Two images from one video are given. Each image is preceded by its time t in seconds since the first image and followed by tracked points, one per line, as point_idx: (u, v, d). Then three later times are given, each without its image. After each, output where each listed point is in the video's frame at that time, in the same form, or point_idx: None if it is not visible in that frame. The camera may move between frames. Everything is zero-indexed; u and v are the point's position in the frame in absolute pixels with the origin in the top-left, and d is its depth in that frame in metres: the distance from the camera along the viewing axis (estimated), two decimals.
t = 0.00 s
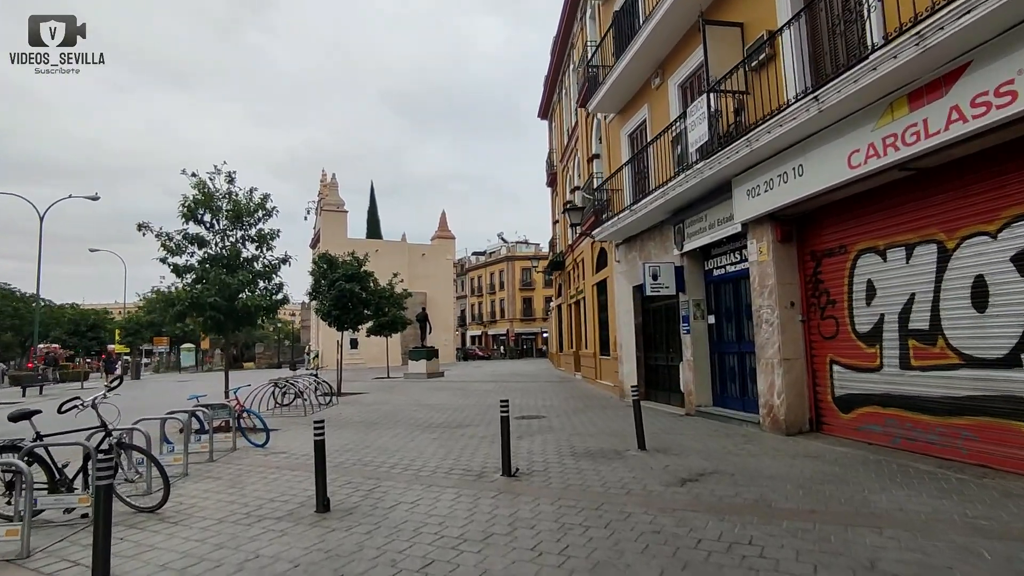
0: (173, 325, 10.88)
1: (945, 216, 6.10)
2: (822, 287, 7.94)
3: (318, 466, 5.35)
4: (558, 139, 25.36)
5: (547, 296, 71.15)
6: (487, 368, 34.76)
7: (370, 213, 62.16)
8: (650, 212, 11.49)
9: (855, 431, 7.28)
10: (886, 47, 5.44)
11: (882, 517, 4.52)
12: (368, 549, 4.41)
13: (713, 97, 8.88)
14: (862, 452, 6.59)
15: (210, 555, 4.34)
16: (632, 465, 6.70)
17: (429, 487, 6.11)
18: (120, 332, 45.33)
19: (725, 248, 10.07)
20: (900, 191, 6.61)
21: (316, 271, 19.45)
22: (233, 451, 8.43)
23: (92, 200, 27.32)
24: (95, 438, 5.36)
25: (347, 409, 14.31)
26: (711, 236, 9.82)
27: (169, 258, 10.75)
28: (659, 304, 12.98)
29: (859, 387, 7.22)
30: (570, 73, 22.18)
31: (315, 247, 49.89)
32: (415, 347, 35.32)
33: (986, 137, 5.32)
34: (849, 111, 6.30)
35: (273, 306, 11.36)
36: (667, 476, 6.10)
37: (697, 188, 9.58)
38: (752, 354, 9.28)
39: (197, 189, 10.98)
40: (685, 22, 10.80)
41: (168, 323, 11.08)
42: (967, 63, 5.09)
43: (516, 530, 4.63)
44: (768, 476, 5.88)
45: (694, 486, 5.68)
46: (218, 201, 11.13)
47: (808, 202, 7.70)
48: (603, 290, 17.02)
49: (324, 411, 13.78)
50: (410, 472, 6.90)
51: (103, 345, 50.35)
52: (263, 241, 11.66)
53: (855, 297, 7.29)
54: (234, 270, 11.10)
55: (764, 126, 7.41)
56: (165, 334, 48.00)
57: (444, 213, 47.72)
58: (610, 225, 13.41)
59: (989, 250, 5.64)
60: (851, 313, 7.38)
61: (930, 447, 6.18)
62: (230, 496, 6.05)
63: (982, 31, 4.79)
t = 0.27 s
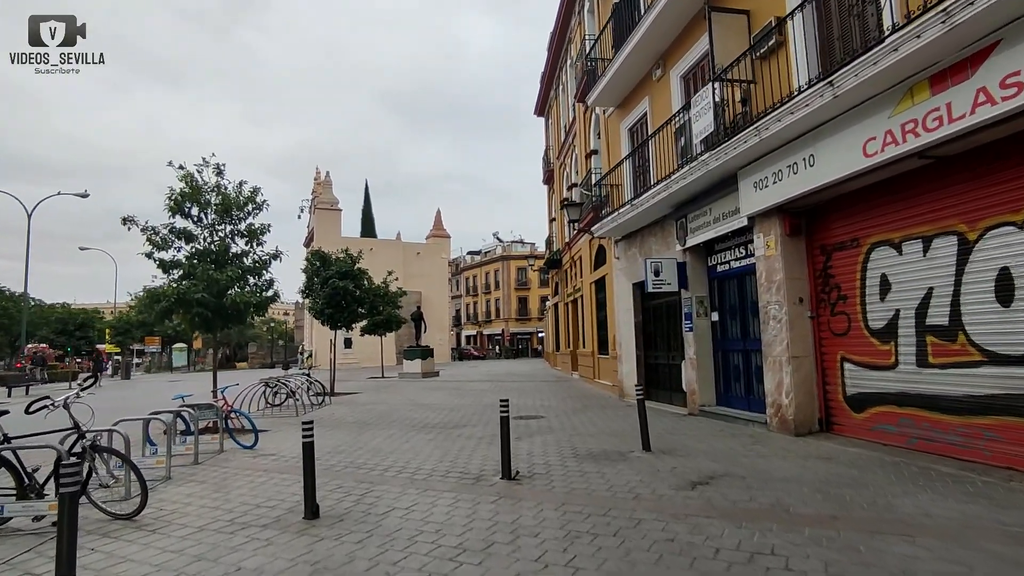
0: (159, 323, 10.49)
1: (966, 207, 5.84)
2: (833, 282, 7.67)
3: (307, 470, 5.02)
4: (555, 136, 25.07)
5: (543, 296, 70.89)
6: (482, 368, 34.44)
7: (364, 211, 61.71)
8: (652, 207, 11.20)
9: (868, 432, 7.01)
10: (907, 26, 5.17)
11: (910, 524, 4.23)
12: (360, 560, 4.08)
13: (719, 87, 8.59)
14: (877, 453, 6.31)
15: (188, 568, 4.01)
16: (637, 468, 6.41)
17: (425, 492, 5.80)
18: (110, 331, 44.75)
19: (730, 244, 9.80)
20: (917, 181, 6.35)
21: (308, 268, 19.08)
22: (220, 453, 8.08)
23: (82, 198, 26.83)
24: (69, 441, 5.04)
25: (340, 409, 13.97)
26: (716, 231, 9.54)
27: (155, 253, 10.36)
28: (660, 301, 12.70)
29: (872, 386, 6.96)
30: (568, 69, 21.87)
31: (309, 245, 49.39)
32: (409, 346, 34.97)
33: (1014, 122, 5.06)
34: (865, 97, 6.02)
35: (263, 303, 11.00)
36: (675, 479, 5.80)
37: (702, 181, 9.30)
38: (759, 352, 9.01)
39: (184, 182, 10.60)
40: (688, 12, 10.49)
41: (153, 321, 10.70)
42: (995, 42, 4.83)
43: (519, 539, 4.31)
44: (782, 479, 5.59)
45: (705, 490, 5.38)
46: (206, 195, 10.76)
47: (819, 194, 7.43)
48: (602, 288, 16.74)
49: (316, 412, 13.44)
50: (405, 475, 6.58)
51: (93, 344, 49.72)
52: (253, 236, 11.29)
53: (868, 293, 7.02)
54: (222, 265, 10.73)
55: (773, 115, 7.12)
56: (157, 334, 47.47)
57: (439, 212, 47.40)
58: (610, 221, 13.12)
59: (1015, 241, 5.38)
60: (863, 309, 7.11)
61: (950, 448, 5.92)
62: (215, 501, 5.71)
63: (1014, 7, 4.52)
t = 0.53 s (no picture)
0: (145, 323, 10.11)
1: (993, 201, 5.56)
2: (846, 281, 7.37)
3: (295, 482, 4.68)
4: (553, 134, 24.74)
5: (539, 296, 70.60)
6: (478, 368, 34.12)
7: (359, 210, 61.28)
8: (655, 204, 10.90)
9: (884, 437, 6.71)
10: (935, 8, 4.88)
11: (945, 540, 3.93)
12: None
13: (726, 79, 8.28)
14: (897, 461, 6.02)
15: None
16: (645, 476, 6.10)
17: (422, 503, 5.47)
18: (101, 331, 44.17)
19: (736, 242, 9.51)
20: (938, 175, 6.07)
21: (301, 267, 18.70)
22: (206, 460, 7.73)
23: (72, 196, 26.31)
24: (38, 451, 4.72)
25: (333, 412, 13.62)
26: (722, 228, 9.24)
27: (141, 250, 9.98)
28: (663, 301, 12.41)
29: (888, 389, 6.66)
30: (566, 65, 21.56)
31: (303, 244, 48.94)
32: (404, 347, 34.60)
33: None
34: (887, 86, 5.72)
35: (253, 303, 10.65)
36: (686, 489, 5.50)
37: (708, 177, 9.00)
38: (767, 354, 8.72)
39: (171, 177, 10.21)
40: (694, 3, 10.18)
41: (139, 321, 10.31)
42: None
43: (524, 558, 3.98)
44: (800, 489, 5.29)
45: (719, 501, 5.08)
46: (194, 190, 10.38)
47: (833, 190, 7.13)
48: (601, 288, 16.45)
49: (309, 414, 13.09)
50: (400, 484, 6.25)
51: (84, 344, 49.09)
52: (243, 233, 10.94)
53: (885, 292, 6.73)
54: (211, 263, 10.36)
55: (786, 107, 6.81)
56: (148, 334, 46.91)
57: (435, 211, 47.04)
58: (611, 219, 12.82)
59: None
60: (879, 309, 6.82)
61: (974, 456, 5.63)
62: (197, 514, 5.36)
63: None
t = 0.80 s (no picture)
0: (132, 322, 9.77)
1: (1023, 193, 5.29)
2: (861, 278, 7.09)
3: (285, 492, 4.36)
4: (552, 131, 24.43)
5: (536, 296, 70.29)
6: (475, 369, 33.80)
7: (355, 210, 60.87)
8: (659, 200, 10.61)
9: (903, 441, 6.43)
10: None
11: (988, 555, 3.65)
12: None
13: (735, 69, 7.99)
14: (919, 467, 5.74)
15: None
16: (655, 483, 5.80)
17: (421, 512, 5.17)
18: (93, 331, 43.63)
19: (744, 238, 9.22)
20: (962, 166, 5.80)
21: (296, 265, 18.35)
22: (194, 465, 7.39)
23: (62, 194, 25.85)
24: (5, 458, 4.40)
25: (329, 413, 13.29)
26: (730, 224, 8.95)
27: (127, 247, 9.62)
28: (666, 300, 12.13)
29: (908, 391, 6.39)
30: (565, 62, 21.27)
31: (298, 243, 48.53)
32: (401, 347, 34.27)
33: None
34: (911, 72, 5.45)
35: (245, 301, 10.32)
36: (701, 497, 5.21)
37: (716, 171, 8.71)
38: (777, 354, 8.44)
39: (159, 171, 9.86)
40: None
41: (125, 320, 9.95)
42: None
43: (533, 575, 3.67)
44: (822, 498, 5.01)
45: (737, 511, 4.79)
46: (183, 185, 10.03)
47: (848, 183, 6.86)
48: (602, 287, 16.17)
49: (303, 416, 12.76)
50: (398, 491, 5.95)
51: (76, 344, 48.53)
52: (234, 229, 10.60)
53: (904, 290, 6.45)
54: (201, 260, 10.02)
55: (800, 96, 6.52)
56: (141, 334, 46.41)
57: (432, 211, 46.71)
58: (613, 216, 12.53)
59: None
60: (897, 307, 6.54)
61: (1003, 462, 5.36)
62: (181, 524, 5.04)
63: None
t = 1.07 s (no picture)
0: (120, 321, 9.41)
1: None
2: (880, 275, 6.80)
3: (278, 503, 4.03)
4: (552, 128, 24.12)
5: (533, 296, 70.00)
6: (473, 369, 33.50)
7: (352, 209, 60.47)
8: (666, 196, 10.31)
9: (927, 445, 6.14)
10: None
11: None
12: None
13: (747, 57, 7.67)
14: (948, 473, 5.46)
15: None
16: (670, 490, 5.50)
17: (423, 522, 4.85)
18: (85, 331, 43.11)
19: (755, 234, 8.93)
20: (993, 156, 5.53)
21: (291, 263, 18.00)
22: (183, 471, 7.04)
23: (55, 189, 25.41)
24: None
25: (325, 415, 12.95)
26: (740, 220, 8.65)
27: (116, 243, 9.27)
28: (672, 298, 11.83)
29: (932, 393, 6.10)
30: (566, 58, 20.98)
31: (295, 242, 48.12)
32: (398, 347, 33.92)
33: None
34: (942, 55, 5.17)
35: (237, 299, 9.98)
36: (720, 506, 4.90)
37: (726, 165, 8.41)
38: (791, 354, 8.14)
39: (149, 164, 9.50)
40: None
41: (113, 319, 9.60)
42: None
43: None
44: (850, 507, 4.71)
45: (761, 521, 4.49)
46: (173, 178, 9.68)
47: (867, 175, 6.58)
48: (603, 286, 15.89)
49: (299, 418, 12.42)
50: (398, 499, 5.63)
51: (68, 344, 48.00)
52: (227, 225, 10.26)
53: (929, 286, 6.16)
54: (192, 256, 9.68)
55: (820, 83, 6.20)
56: (134, 334, 45.94)
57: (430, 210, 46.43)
58: (617, 213, 12.22)
59: None
60: (921, 305, 6.25)
61: None
62: (166, 536, 4.71)
63: None
